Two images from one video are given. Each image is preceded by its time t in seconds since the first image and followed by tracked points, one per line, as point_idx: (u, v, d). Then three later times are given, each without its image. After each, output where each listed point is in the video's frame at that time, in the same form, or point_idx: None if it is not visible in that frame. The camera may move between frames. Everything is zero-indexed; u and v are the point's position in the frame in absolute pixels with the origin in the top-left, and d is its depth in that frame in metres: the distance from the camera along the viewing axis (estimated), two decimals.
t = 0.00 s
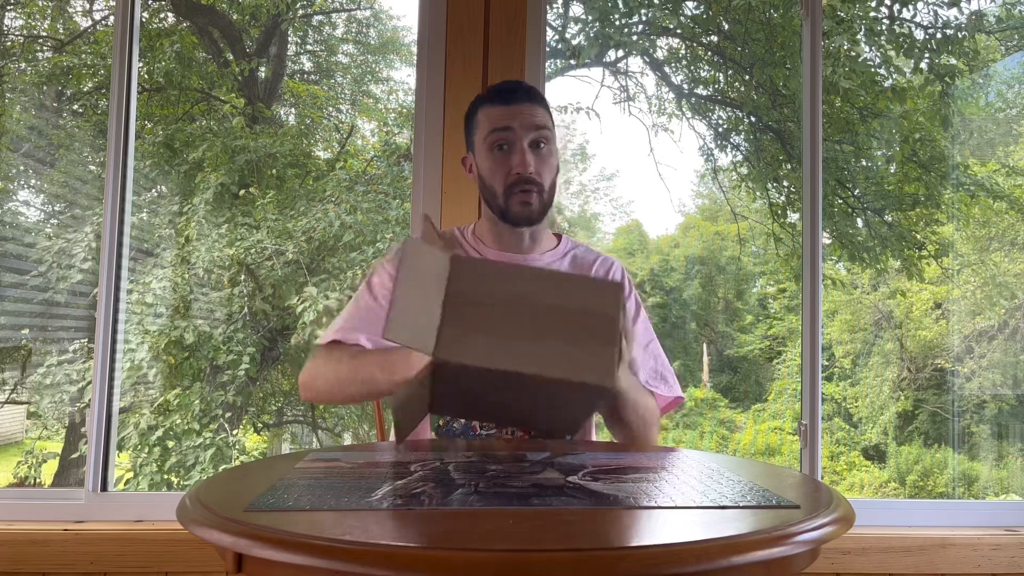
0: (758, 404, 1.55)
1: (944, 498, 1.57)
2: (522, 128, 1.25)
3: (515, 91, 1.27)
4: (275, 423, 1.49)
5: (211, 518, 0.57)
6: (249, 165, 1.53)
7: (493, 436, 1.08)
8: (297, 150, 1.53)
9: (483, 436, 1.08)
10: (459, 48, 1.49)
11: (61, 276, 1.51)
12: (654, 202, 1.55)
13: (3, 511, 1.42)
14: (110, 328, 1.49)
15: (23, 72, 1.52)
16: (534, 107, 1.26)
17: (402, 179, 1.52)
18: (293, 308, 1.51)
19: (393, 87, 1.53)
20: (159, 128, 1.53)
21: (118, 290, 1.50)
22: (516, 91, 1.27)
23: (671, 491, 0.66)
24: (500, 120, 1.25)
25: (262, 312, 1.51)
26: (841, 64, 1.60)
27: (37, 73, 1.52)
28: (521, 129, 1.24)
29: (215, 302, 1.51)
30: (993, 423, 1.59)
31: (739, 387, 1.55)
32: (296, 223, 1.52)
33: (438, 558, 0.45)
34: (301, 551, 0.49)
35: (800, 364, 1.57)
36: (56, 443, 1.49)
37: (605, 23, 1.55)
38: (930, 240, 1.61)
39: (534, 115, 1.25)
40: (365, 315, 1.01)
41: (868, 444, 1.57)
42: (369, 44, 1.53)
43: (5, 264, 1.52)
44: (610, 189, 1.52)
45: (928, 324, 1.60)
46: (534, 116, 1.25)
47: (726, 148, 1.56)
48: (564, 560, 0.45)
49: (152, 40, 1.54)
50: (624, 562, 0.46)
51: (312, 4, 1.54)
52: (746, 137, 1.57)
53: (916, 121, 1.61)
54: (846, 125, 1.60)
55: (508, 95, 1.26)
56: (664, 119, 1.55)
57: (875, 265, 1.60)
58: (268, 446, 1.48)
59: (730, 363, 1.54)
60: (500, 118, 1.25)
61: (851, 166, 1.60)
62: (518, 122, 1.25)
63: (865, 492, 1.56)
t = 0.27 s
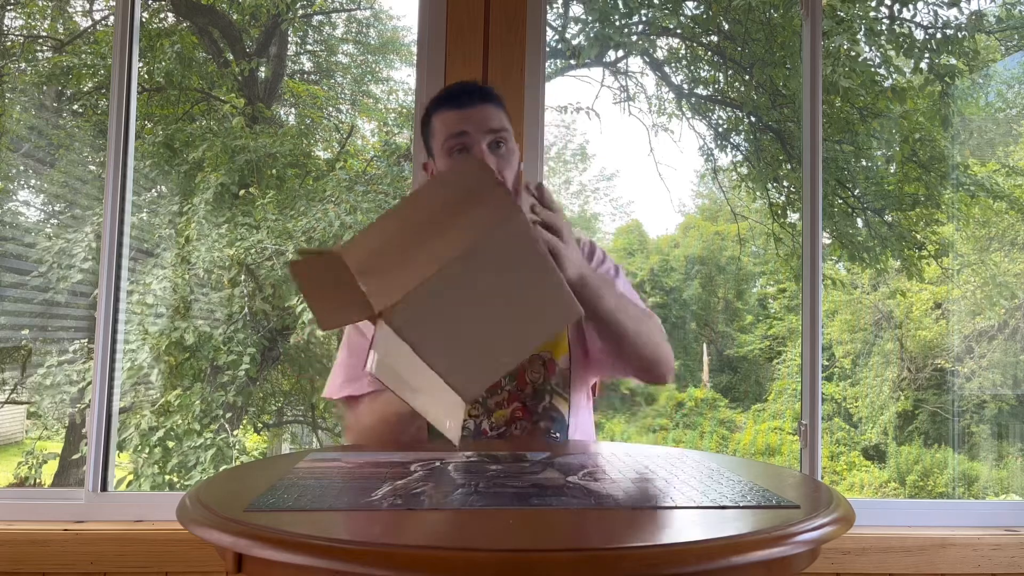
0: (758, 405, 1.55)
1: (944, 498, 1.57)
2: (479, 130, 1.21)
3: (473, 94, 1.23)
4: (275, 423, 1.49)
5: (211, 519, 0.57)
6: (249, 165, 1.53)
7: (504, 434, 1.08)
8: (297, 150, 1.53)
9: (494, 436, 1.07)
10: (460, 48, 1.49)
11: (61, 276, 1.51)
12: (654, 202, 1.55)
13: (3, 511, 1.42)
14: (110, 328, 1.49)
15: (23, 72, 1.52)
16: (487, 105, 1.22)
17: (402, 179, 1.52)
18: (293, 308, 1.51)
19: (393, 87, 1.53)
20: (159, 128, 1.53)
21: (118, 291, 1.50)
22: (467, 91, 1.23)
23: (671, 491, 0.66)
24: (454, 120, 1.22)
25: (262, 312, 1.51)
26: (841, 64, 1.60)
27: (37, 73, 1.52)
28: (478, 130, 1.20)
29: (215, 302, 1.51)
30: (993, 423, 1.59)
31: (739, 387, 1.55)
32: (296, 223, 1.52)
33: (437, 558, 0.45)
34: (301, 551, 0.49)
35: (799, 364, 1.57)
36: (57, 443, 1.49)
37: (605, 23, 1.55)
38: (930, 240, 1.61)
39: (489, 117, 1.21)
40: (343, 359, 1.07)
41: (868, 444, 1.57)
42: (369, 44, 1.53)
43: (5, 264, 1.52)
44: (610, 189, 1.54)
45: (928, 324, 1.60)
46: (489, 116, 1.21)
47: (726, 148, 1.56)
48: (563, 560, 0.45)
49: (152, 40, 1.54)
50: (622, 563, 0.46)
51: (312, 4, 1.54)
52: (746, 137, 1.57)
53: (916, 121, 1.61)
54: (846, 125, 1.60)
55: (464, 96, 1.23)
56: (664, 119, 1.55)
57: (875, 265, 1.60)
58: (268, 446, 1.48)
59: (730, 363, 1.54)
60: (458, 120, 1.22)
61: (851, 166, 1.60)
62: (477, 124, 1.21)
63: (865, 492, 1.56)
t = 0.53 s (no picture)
0: (758, 405, 1.55)
1: (944, 497, 1.57)
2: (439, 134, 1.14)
3: (426, 98, 1.15)
4: (275, 423, 1.50)
5: (211, 518, 0.57)
6: (249, 165, 1.53)
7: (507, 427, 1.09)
8: (297, 150, 1.53)
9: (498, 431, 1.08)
10: (460, 47, 1.49)
11: (61, 276, 1.51)
12: (654, 203, 1.55)
13: (3, 511, 1.42)
14: (110, 328, 1.49)
15: (23, 72, 1.52)
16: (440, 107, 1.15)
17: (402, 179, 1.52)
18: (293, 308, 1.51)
19: (393, 87, 1.53)
20: (159, 128, 1.53)
21: (118, 291, 1.50)
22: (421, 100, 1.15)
23: (671, 491, 0.66)
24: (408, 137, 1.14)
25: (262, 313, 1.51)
26: (841, 64, 1.60)
27: (37, 73, 1.52)
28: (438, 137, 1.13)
29: (215, 303, 1.51)
30: (993, 423, 1.59)
31: (739, 387, 1.55)
32: (296, 223, 1.52)
33: (437, 558, 0.45)
34: (300, 551, 0.49)
35: (800, 364, 1.57)
36: (57, 444, 1.49)
37: (605, 23, 1.55)
38: (930, 240, 1.61)
39: (446, 120, 1.14)
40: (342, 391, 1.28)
41: (868, 444, 1.57)
42: (369, 45, 1.53)
43: (5, 264, 1.52)
44: (610, 189, 1.55)
45: (928, 324, 1.60)
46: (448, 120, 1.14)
47: (726, 148, 1.56)
48: (563, 560, 0.45)
49: (152, 40, 1.54)
50: (622, 563, 0.46)
51: (312, 4, 1.54)
52: (746, 137, 1.57)
53: (916, 121, 1.61)
54: (845, 125, 1.60)
55: (417, 102, 1.15)
56: (664, 119, 1.55)
57: (875, 265, 1.60)
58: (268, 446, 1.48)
59: (730, 363, 1.54)
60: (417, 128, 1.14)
61: (851, 166, 1.60)
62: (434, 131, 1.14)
63: (865, 491, 1.56)
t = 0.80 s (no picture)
0: (757, 405, 1.55)
1: (944, 497, 1.57)
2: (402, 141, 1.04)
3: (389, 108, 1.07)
4: (275, 423, 1.50)
5: (211, 518, 0.57)
6: (249, 165, 1.53)
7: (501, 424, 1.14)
8: (297, 150, 1.53)
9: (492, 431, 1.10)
10: (460, 47, 1.49)
11: (61, 276, 1.51)
12: (654, 202, 1.56)
13: (3, 511, 1.42)
14: (109, 328, 1.49)
15: (23, 72, 1.52)
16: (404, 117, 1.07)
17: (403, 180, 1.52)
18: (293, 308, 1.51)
19: (393, 87, 1.53)
20: (159, 128, 1.53)
21: (118, 290, 1.50)
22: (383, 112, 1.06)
23: (671, 491, 0.66)
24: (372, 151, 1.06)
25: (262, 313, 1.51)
26: (841, 64, 1.60)
27: (37, 73, 1.52)
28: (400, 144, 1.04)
29: (215, 303, 1.51)
30: (993, 423, 1.59)
31: (739, 387, 1.55)
32: (297, 223, 1.52)
33: (437, 559, 0.45)
34: (300, 551, 0.49)
35: (800, 364, 1.57)
36: (57, 444, 1.49)
37: (605, 22, 1.55)
38: (930, 240, 1.61)
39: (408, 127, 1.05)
40: (332, 389, 1.20)
41: (868, 444, 1.57)
42: (369, 44, 1.53)
43: (5, 264, 1.52)
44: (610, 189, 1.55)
45: (928, 324, 1.60)
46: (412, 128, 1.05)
47: (726, 148, 1.56)
48: (563, 561, 0.45)
49: (152, 40, 1.54)
50: (622, 563, 0.46)
51: (312, 3, 1.54)
52: (746, 137, 1.57)
53: (916, 121, 1.61)
54: (845, 125, 1.60)
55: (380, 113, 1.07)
56: (664, 119, 1.55)
57: (875, 265, 1.60)
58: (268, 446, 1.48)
59: (730, 363, 1.54)
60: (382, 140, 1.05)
61: (851, 166, 1.60)
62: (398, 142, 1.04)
63: (865, 491, 1.56)
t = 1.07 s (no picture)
0: (758, 405, 1.55)
1: (944, 497, 1.57)
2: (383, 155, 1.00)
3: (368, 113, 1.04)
4: (275, 423, 1.50)
5: (211, 518, 0.57)
6: (249, 165, 1.53)
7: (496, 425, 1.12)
8: (297, 150, 1.53)
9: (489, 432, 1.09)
10: (460, 47, 1.49)
11: (61, 276, 1.51)
12: (654, 202, 1.56)
13: (3, 511, 1.42)
14: (109, 328, 1.48)
15: (23, 72, 1.52)
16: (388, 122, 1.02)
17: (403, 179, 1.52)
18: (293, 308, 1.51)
19: (393, 87, 1.53)
20: (159, 127, 1.53)
21: (118, 290, 1.50)
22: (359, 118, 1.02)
23: (671, 491, 0.66)
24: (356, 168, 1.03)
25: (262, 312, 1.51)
26: (841, 64, 1.60)
27: (37, 73, 1.52)
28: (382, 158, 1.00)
29: (215, 302, 1.51)
30: (993, 423, 1.59)
31: (739, 387, 1.55)
32: (296, 223, 1.52)
33: (437, 559, 0.45)
34: (300, 551, 0.49)
35: (800, 364, 1.56)
36: (56, 444, 1.49)
37: (605, 22, 1.55)
38: (930, 240, 1.61)
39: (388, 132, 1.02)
40: (323, 391, 1.20)
41: (868, 444, 1.57)
42: (369, 44, 1.53)
43: (5, 264, 1.52)
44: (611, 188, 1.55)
45: (928, 324, 1.60)
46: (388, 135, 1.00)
47: (726, 148, 1.56)
48: (563, 561, 0.45)
49: (152, 40, 1.54)
50: (622, 563, 0.46)
51: (312, 3, 1.54)
52: (746, 137, 1.57)
53: (916, 121, 1.61)
54: (846, 125, 1.60)
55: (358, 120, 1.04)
56: (664, 119, 1.55)
57: (875, 265, 1.60)
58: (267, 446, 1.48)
59: (730, 363, 1.54)
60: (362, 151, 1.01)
61: (851, 166, 1.60)
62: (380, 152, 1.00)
63: (865, 491, 1.56)
